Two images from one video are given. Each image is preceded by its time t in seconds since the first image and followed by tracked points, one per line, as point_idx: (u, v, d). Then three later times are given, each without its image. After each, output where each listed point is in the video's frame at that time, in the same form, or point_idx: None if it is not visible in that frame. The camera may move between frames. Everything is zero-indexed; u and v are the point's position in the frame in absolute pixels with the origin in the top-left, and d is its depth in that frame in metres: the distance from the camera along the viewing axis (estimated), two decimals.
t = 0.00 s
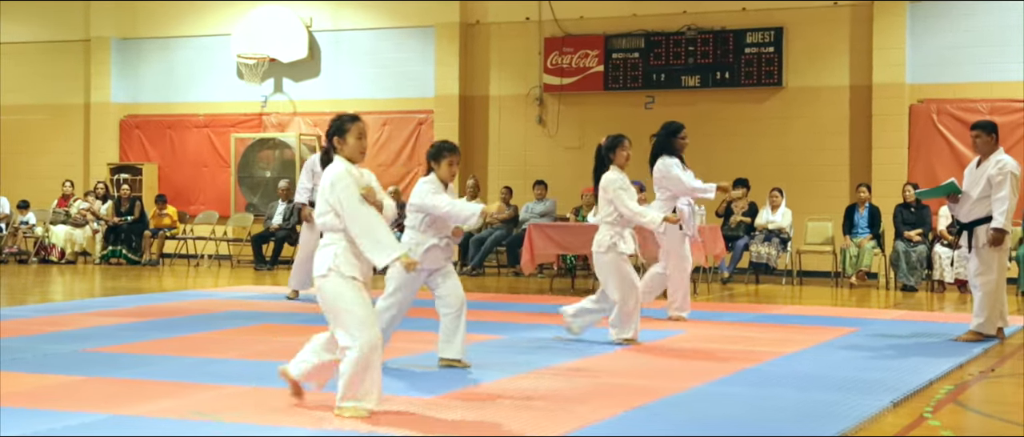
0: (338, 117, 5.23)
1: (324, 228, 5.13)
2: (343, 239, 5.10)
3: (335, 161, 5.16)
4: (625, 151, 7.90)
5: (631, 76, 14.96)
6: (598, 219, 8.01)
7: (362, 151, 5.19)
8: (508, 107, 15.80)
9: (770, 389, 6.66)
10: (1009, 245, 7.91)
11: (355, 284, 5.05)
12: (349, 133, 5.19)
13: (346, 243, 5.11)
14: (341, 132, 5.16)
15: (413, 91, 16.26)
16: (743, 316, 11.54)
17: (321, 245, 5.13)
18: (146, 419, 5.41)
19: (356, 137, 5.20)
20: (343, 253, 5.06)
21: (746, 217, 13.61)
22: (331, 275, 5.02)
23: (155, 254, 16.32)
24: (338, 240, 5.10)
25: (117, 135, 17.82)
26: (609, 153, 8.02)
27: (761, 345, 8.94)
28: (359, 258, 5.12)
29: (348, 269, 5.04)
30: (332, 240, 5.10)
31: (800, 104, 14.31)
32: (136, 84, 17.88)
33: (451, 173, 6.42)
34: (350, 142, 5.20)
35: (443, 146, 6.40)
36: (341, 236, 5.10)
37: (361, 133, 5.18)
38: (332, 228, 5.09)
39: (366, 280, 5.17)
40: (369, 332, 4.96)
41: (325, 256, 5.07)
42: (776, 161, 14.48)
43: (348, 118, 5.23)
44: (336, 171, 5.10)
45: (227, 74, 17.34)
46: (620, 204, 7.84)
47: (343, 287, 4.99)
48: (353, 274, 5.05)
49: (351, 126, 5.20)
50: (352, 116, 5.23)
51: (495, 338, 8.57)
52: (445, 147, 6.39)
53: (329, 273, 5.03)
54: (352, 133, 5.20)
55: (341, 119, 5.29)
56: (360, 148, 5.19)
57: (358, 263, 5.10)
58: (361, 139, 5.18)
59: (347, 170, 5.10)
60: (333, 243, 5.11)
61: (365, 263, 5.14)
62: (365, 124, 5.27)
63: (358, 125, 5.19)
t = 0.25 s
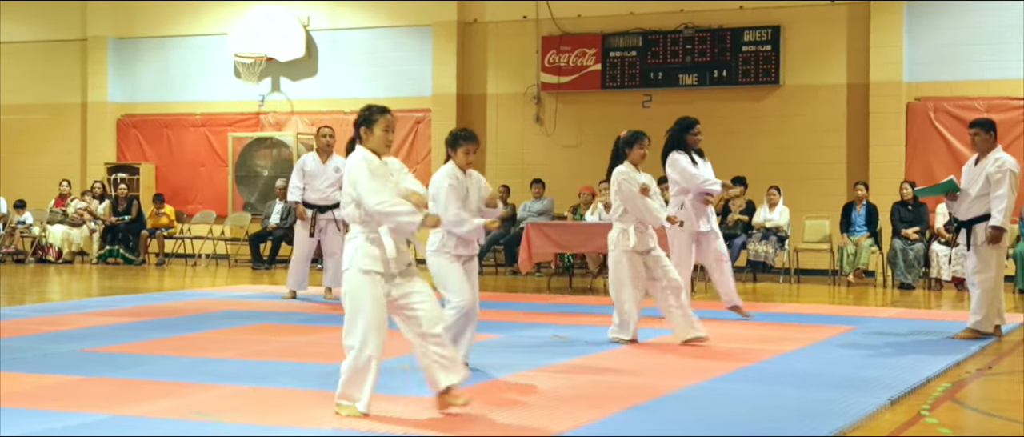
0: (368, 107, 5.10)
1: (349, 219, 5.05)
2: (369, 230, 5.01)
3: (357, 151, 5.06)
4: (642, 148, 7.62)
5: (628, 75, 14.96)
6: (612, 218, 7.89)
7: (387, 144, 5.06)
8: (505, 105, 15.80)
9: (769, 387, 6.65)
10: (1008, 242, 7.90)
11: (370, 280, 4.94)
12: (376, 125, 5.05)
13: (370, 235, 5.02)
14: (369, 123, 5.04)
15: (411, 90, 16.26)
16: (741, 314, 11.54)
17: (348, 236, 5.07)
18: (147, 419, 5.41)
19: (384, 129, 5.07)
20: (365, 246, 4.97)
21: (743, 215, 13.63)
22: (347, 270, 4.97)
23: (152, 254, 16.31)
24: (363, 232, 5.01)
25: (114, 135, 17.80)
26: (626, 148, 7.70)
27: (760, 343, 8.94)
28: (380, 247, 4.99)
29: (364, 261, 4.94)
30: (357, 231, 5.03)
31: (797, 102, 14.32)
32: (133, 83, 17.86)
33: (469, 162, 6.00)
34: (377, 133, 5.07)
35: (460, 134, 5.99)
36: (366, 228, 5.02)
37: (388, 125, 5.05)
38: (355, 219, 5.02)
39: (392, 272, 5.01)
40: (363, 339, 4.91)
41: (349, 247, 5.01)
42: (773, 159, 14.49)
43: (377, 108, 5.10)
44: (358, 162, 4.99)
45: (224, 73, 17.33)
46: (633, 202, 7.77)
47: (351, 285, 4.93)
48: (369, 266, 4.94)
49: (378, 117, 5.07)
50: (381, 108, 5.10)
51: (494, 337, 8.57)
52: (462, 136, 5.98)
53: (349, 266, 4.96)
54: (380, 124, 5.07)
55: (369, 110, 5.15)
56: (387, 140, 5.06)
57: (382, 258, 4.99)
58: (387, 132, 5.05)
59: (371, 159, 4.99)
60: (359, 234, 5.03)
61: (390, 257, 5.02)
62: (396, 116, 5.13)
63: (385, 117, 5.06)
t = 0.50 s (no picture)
0: (396, 123, 4.90)
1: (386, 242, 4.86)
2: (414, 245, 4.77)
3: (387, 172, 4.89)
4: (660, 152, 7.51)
5: (621, 74, 14.98)
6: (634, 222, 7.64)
7: (418, 158, 4.82)
8: (498, 105, 15.79)
9: (765, 386, 6.66)
10: (998, 242, 7.89)
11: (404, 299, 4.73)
12: (405, 140, 4.84)
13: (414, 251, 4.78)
14: (397, 138, 4.83)
15: (404, 89, 16.24)
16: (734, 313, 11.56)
17: (392, 251, 4.83)
18: (140, 418, 5.40)
19: (413, 144, 4.84)
20: (407, 260, 4.73)
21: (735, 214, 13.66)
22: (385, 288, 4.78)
23: (144, 253, 16.26)
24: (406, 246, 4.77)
25: (105, 134, 17.73)
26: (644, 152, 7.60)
27: (754, 342, 8.95)
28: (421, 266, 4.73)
29: (399, 281, 4.71)
30: (400, 246, 4.79)
31: (789, 101, 14.35)
32: (124, 82, 17.80)
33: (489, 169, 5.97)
34: (407, 149, 4.84)
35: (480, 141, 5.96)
36: (408, 243, 4.78)
37: (416, 139, 4.81)
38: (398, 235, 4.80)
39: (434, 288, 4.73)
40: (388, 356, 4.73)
41: (393, 262, 4.78)
42: (765, 158, 14.52)
43: (406, 124, 4.88)
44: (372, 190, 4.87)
45: (216, 72, 17.29)
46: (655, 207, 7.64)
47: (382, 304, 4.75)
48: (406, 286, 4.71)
49: (407, 133, 4.85)
50: (409, 123, 4.88)
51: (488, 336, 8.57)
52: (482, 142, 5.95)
53: (390, 280, 4.75)
54: (409, 140, 4.84)
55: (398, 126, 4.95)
56: (417, 155, 4.82)
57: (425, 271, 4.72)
58: (416, 146, 4.81)
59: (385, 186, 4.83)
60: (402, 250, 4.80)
61: (434, 270, 4.73)
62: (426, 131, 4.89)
63: (414, 132, 4.83)
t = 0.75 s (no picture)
0: (412, 124, 5.09)
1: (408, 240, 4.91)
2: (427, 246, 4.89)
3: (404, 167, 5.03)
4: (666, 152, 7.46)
5: (609, 73, 14.99)
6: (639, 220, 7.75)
7: (435, 157, 5.02)
8: (486, 103, 15.79)
9: (751, 384, 6.67)
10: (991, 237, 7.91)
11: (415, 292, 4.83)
12: (423, 140, 5.03)
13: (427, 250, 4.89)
14: (415, 138, 5.02)
15: (392, 88, 16.22)
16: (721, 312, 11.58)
17: (404, 252, 4.94)
18: (125, 417, 5.39)
19: (430, 144, 5.03)
20: (419, 260, 4.85)
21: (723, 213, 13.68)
22: (397, 282, 4.87)
23: (131, 252, 16.22)
24: (418, 247, 4.89)
25: (92, 132, 17.68)
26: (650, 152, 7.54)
27: (741, 339, 8.97)
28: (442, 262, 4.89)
29: (418, 273, 4.83)
30: (412, 247, 4.90)
31: (777, 100, 14.38)
32: (112, 80, 17.75)
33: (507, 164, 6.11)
34: (424, 148, 5.03)
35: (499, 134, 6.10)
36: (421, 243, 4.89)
37: (433, 138, 5.00)
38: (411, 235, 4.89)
39: (445, 285, 4.85)
40: (390, 346, 4.78)
41: (404, 263, 4.90)
42: (753, 156, 14.55)
43: (423, 124, 5.07)
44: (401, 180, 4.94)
45: (204, 71, 17.24)
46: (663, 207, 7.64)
47: (392, 295, 4.83)
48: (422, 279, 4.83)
49: (424, 132, 5.04)
50: (426, 123, 5.08)
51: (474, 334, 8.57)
52: (501, 135, 6.08)
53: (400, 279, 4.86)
54: (426, 139, 5.03)
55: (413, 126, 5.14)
56: (434, 154, 5.02)
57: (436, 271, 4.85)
58: (433, 145, 5.00)
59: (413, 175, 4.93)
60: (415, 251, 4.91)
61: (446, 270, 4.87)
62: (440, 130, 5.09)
63: (432, 131, 5.02)
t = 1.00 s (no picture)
0: (400, 120, 5.06)
1: (383, 231, 4.93)
2: (401, 244, 4.90)
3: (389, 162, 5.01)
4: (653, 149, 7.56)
5: (593, 71, 15.01)
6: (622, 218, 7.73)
7: (423, 155, 5.03)
8: (469, 101, 15.79)
9: (730, 380, 6.68)
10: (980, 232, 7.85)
11: (386, 291, 4.83)
12: (412, 138, 5.01)
13: (401, 247, 4.90)
14: (404, 137, 5.00)
15: (376, 85, 16.20)
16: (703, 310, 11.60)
17: (376, 248, 4.94)
18: (103, 415, 5.36)
19: (418, 142, 5.03)
20: (392, 257, 4.85)
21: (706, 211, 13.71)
22: (367, 279, 4.87)
23: (113, 250, 16.16)
24: (392, 244, 4.90)
25: (73, 129, 17.59)
26: (636, 149, 7.70)
27: (722, 336, 8.99)
28: (413, 261, 4.87)
29: (389, 273, 4.82)
30: (387, 243, 4.91)
31: (760, 98, 14.42)
32: (94, 76, 17.68)
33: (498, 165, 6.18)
34: (412, 147, 5.03)
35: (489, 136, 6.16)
36: (396, 240, 4.91)
37: (423, 137, 5.00)
38: (389, 230, 4.91)
39: (416, 283, 4.85)
40: (363, 346, 4.79)
41: (376, 259, 4.89)
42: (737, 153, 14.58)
43: (411, 121, 5.05)
44: (385, 168, 4.94)
45: (187, 68, 17.19)
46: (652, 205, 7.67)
47: (363, 295, 4.83)
48: (393, 279, 4.82)
49: (412, 130, 5.03)
50: (414, 120, 5.06)
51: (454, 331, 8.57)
52: (492, 137, 6.14)
53: (371, 276, 4.85)
54: (414, 138, 5.02)
55: (400, 122, 5.11)
56: (422, 153, 5.03)
57: (408, 268, 4.84)
58: (423, 143, 5.00)
59: (398, 164, 4.93)
60: (388, 247, 4.91)
61: (418, 268, 4.87)
62: (429, 127, 5.08)
63: (421, 129, 5.01)
